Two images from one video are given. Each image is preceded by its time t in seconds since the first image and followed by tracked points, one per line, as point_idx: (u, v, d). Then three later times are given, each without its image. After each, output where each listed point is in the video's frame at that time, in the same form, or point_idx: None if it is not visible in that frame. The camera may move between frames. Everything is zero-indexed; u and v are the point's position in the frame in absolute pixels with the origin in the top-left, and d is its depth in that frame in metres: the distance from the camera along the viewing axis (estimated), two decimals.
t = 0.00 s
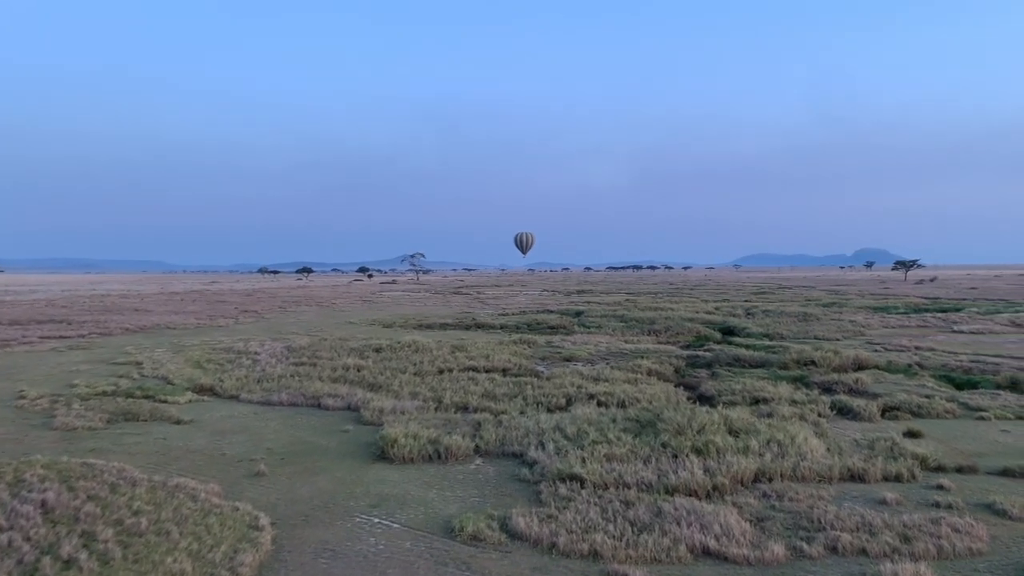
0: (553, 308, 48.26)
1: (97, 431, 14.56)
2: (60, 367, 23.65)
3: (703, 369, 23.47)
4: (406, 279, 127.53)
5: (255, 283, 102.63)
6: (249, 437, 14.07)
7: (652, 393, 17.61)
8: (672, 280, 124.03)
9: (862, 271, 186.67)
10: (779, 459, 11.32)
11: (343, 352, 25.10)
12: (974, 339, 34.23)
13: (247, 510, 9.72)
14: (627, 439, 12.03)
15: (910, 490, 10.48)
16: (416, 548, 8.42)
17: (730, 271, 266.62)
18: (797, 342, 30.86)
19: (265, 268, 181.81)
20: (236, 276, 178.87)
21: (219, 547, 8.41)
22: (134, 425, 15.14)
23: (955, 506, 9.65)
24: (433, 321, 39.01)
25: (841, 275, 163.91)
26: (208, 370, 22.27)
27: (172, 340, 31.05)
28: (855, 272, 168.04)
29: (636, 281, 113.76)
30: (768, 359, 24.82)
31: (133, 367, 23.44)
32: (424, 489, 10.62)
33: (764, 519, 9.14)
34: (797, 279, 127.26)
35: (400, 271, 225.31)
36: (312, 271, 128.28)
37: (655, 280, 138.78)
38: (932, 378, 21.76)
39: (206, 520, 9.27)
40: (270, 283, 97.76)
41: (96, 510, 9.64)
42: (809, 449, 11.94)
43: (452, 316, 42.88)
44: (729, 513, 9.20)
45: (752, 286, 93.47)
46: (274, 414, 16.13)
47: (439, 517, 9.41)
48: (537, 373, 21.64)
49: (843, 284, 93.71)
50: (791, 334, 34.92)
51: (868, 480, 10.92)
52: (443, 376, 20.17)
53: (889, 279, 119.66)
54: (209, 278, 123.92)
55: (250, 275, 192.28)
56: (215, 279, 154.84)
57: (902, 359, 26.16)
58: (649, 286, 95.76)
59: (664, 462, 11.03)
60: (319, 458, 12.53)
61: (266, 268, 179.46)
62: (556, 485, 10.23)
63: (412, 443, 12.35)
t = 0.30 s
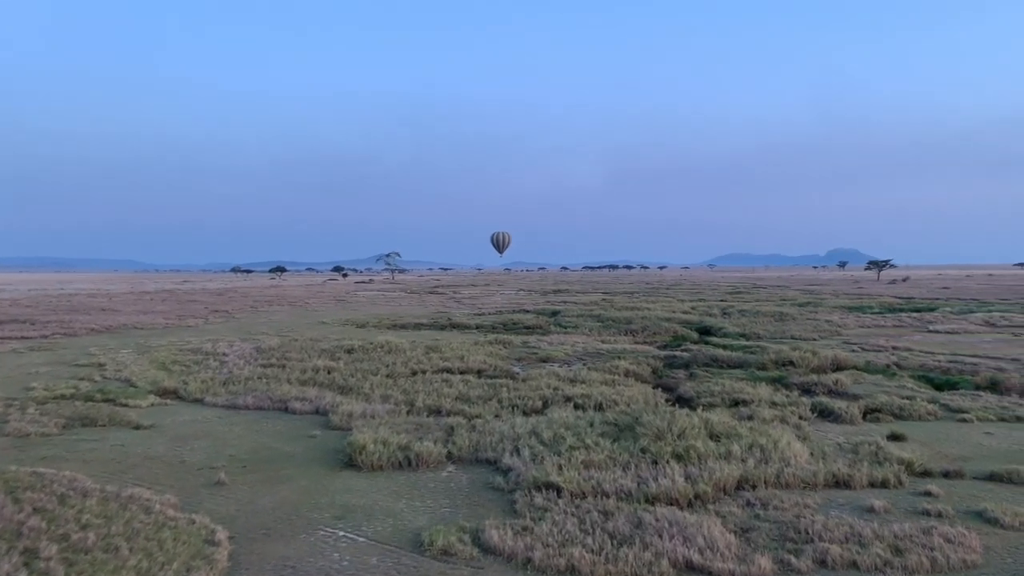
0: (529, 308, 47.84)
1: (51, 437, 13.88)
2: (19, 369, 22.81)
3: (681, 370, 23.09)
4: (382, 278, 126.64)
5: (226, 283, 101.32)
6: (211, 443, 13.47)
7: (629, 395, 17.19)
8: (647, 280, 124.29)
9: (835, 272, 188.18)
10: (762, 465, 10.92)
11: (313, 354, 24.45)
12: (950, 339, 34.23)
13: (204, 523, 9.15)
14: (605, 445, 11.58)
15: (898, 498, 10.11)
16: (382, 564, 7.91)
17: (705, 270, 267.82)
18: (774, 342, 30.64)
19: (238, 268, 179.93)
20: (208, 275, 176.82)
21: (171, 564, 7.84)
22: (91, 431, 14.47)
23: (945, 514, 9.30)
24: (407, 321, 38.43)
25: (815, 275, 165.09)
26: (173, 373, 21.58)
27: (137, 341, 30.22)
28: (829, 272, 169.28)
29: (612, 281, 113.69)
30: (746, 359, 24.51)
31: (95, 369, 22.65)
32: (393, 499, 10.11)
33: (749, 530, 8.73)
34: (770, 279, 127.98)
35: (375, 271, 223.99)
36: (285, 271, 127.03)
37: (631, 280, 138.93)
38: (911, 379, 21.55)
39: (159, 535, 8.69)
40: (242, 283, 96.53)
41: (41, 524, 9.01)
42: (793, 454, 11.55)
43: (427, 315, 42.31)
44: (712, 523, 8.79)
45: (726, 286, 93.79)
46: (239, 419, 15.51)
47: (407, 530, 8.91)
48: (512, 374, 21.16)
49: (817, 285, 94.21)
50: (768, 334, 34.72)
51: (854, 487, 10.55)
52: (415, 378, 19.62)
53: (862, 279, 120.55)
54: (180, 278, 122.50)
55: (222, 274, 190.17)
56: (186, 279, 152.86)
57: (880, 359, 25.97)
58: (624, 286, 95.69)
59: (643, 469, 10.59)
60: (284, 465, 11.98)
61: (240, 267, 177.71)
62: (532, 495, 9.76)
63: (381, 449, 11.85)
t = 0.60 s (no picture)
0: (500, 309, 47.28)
1: None
2: None
3: (654, 372, 22.73)
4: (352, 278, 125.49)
5: (191, 283, 99.60)
6: (166, 451, 12.84)
7: (602, 397, 16.77)
8: (618, 280, 124.49)
9: (803, 273, 189.94)
10: (740, 472, 10.55)
11: (278, 356, 23.79)
12: (919, 340, 34.33)
13: (152, 540, 8.57)
14: (577, 451, 11.15)
15: (880, 506, 9.77)
16: None
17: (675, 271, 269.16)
18: (746, 343, 30.46)
19: (206, 267, 177.52)
20: (175, 275, 174.35)
21: None
22: (39, 438, 13.77)
23: (929, 523, 8.98)
24: (376, 322, 37.80)
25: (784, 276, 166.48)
26: (131, 376, 20.83)
27: (96, 343, 29.30)
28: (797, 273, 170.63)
29: (583, 282, 113.47)
30: (719, 360, 24.21)
31: (48, 372, 21.81)
32: (355, 512, 9.60)
33: (729, 543, 8.34)
34: (740, 279, 128.83)
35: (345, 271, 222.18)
36: (253, 270, 125.15)
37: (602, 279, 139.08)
38: (884, 380, 21.40)
39: (101, 552, 8.10)
40: (208, 283, 95.04)
41: None
42: (772, 460, 11.17)
43: (396, 316, 41.70)
44: (690, 535, 8.38)
45: (696, 287, 94.03)
46: (197, 424, 14.86)
47: (369, 545, 8.40)
48: (482, 377, 20.66)
49: (786, 285, 94.79)
50: (740, 334, 34.52)
51: (834, 494, 10.21)
52: (382, 381, 19.05)
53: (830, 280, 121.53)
54: (145, 278, 120.53)
55: (189, 274, 187.54)
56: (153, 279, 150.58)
57: (853, 360, 25.81)
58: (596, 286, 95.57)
59: (618, 477, 10.16)
60: (242, 475, 11.41)
61: (208, 267, 175.40)
62: (501, 506, 9.30)
63: (344, 457, 11.35)
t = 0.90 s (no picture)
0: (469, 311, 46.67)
1: None
2: None
3: (625, 375, 22.33)
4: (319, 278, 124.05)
5: (155, 283, 97.95)
6: (115, 461, 12.16)
7: (573, 402, 16.32)
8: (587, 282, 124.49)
9: (770, 275, 191.60)
10: (717, 482, 10.13)
11: (239, 360, 23.03)
12: (888, 342, 34.34)
13: (91, 560, 7.94)
14: (548, 460, 10.68)
15: (863, 518, 9.41)
16: None
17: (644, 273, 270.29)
18: (717, 345, 30.21)
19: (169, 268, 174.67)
20: (138, 276, 171.18)
21: None
22: None
23: (914, 535, 8.62)
24: (342, 324, 37.06)
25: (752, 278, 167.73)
26: (83, 381, 19.98)
27: (49, 346, 28.27)
28: (764, 276, 171.74)
29: (552, 283, 113.19)
30: (691, 363, 23.88)
31: None
32: (314, 527, 9.04)
33: (708, 559, 7.90)
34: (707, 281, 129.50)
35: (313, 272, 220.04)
36: (218, 271, 123.18)
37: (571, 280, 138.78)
38: (856, 384, 21.20)
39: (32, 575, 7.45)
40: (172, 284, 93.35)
41: None
42: (750, 468, 10.77)
43: (363, 318, 40.96)
44: (669, 551, 7.92)
45: (665, 288, 94.24)
46: (149, 432, 14.16)
47: (327, 564, 7.85)
48: (449, 381, 20.11)
49: (755, 288, 95.13)
50: (710, 337, 34.29)
51: (814, 505, 9.84)
52: (346, 386, 18.44)
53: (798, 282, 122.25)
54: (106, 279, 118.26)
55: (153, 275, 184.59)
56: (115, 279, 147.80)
57: (824, 363, 25.63)
58: (565, 287, 95.31)
59: (591, 488, 9.70)
60: (195, 487, 10.78)
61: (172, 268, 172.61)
62: (468, 520, 8.80)
63: (303, 468, 10.80)
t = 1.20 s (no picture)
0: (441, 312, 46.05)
1: None
2: None
3: (599, 378, 21.92)
4: (290, 279, 122.70)
5: (122, 284, 96.20)
6: (64, 472, 11.51)
7: (547, 407, 15.86)
8: (559, 284, 124.30)
9: (741, 277, 192.96)
10: (699, 491, 9.72)
11: (202, 363, 22.33)
12: (861, 343, 34.32)
13: None
14: (523, 469, 10.21)
15: (851, 528, 9.03)
16: None
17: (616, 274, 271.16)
18: (691, 346, 29.96)
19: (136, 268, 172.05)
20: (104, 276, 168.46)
21: None
22: None
23: (905, 547, 8.26)
24: (312, 326, 36.37)
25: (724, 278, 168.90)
26: (38, 385, 19.20)
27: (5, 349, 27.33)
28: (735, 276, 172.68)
29: (525, 284, 112.77)
30: (666, 365, 23.53)
31: None
32: (275, 543, 8.48)
33: None
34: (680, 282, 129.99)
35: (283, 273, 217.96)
36: (185, 272, 121.21)
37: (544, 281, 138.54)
38: (832, 386, 20.98)
39: None
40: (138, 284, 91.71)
41: None
42: (732, 476, 10.37)
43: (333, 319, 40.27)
44: (651, 567, 7.47)
45: (638, 290, 94.72)
46: (103, 440, 13.48)
47: None
48: (420, 385, 19.57)
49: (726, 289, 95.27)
50: (684, 338, 34.01)
51: (799, 514, 9.46)
52: (312, 391, 17.84)
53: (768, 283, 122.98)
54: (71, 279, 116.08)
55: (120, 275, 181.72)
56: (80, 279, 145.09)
57: (799, 365, 25.40)
58: (537, 288, 94.88)
59: (567, 498, 9.24)
60: (149, 500, 10.18)
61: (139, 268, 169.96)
62: (439, 535, 8.29)
63: (264, 479, 10.24)
